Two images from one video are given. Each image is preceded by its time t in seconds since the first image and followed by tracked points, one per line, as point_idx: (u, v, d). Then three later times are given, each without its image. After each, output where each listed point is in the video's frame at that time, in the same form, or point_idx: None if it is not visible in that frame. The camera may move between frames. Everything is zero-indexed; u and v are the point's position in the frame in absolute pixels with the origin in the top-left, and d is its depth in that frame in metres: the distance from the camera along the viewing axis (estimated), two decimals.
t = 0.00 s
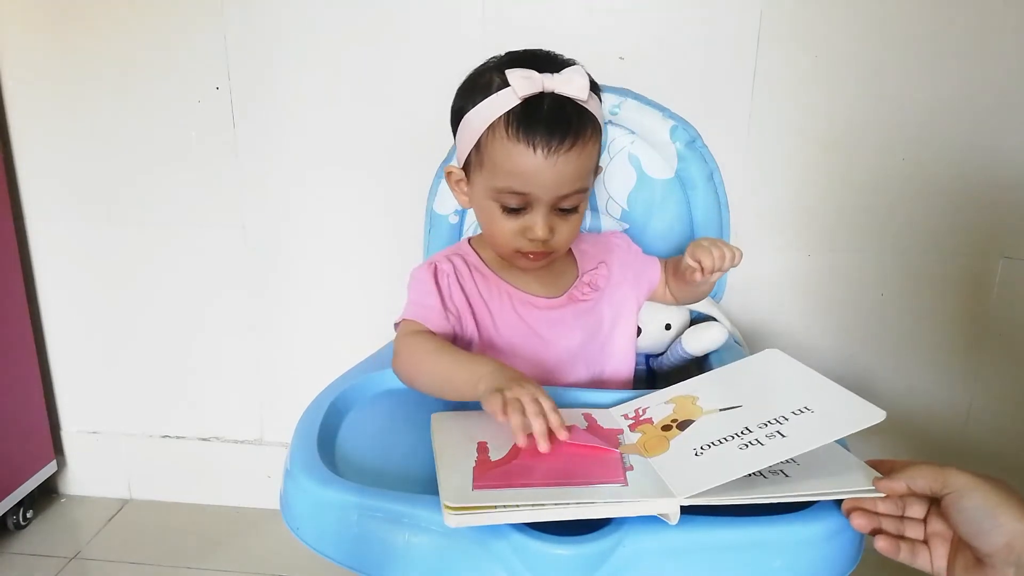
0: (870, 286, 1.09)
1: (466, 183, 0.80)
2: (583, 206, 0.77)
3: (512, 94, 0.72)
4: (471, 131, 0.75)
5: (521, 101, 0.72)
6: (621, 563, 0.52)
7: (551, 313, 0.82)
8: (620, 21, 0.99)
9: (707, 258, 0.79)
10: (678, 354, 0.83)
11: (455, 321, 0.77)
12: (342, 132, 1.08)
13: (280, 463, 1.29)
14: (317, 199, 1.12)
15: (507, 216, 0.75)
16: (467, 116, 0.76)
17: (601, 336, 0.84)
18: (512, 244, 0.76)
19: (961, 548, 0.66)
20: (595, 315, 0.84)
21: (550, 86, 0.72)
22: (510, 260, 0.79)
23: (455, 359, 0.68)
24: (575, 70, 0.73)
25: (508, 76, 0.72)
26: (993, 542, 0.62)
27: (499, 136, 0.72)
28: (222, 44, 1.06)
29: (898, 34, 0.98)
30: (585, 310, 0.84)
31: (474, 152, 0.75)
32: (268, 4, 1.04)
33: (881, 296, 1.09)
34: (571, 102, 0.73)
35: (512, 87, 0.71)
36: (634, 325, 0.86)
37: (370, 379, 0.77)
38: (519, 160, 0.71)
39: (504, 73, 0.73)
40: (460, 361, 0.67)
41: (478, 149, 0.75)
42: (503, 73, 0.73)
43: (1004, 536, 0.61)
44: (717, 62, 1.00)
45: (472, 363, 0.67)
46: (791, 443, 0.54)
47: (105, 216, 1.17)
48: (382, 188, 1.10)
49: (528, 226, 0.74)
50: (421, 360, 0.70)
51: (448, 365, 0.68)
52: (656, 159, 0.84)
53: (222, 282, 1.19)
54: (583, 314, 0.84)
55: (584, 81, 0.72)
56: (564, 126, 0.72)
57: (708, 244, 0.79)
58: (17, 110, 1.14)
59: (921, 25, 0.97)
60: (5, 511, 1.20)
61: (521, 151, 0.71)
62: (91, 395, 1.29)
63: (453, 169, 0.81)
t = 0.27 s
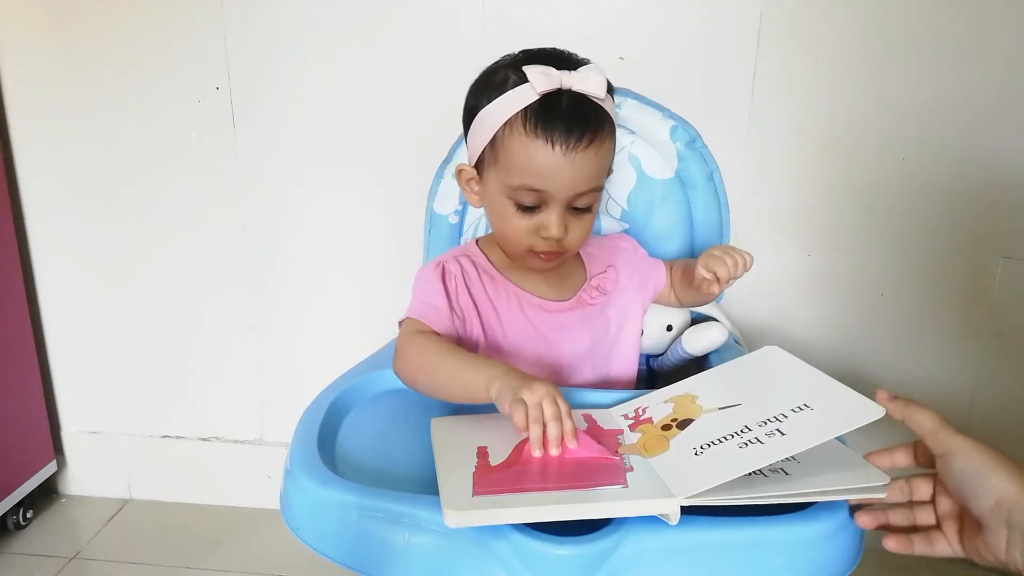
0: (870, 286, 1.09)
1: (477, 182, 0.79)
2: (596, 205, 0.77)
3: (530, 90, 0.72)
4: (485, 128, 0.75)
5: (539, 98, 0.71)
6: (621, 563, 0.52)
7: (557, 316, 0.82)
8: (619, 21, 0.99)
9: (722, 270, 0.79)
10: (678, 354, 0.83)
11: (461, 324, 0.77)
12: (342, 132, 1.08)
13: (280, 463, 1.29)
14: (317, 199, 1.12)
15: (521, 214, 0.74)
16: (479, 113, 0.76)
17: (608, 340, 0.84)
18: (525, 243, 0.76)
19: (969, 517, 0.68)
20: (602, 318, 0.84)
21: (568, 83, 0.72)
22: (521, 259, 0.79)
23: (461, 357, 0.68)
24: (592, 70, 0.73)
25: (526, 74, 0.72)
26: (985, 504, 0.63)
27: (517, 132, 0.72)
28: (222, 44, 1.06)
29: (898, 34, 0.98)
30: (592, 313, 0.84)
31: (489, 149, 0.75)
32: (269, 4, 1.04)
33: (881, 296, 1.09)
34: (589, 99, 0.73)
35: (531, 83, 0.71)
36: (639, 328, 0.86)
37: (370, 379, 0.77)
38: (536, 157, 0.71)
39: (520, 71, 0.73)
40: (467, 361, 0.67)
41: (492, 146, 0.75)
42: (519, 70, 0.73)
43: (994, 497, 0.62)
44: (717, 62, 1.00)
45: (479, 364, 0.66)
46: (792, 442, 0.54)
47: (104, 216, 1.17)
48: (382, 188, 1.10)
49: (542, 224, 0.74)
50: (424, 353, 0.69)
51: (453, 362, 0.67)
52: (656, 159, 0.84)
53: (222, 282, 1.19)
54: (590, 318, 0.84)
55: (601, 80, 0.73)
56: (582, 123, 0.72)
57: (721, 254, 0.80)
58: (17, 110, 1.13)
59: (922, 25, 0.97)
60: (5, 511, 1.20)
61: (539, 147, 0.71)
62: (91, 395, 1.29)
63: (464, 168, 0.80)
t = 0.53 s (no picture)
0: (870, 286, 1.09)
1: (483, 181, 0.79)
2: (601, 202, 0.77)
3: (534, 84, 0.72)
4: (489, 125, 0.75)
5: (542, 91, 0.72)
6: (621, 563, 0.52)
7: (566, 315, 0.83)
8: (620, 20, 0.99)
9: (739, 265, 0.79)
10: (678, 354, 0.83)
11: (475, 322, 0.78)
12: (342, 132, 1.08)
13: (280, 463, 1.29)
14: (317, 199, 1.12)
15: (526, 210, 0.74)
16: (485, 110, 0.76)
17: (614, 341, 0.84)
18: (531, 240, 0.75)
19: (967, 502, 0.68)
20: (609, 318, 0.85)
21: (571, 78, 0.72)
22: (527, 258, 0.79)
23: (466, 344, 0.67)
24: (596, 67, 0.74)
25: (530, 69, 0.72)
26: (979, 491, 0.63)
27: (520, 127, 0.72)
28: (222, 44, 1.06)
29: (898, 34, 0.98)
30: (599, 314, 0.84)
31: (492, 146, 0.75)
32: (269, 4, 1.04)
33: (881, 296, 1.09)
34: (592, 92, 0.73)
35: (534, 77, 0.72)
36: (642, 328, 0.86)
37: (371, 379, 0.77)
38: (540, 151, 0.71)
39: (524, 68, 0.73)
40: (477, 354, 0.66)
41: (496, 143, 0.75)
42: (523, 67, 0.74)
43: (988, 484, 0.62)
44: (717, 62, 1.00)
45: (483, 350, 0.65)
46: (793, 439, 0.54)
47: (104, 216, 1.17)
48: (381, 188, 1.10)
49: (547, 220, 0.73)
50: (432, 341, 0.69)
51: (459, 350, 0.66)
52: (656, 159, 0.84)
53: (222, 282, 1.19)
54: (598, 318, 0.84)
55: (604, 75, 0.73)
56: (585, 116, 0.72)
57: (738, 250, 0.80)
58: (18, 110, 1.14)
59: (922, 25, 0.97)
60: (5, 511, 1.20)
61: (543, 141, 0.71)
62: (91, 395, 1.29)
63: (470, 167, 0.81)
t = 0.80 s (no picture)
0: (870, 286, 1.09)
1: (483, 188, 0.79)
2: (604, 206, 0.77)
3: (532, 90, 0.71)
4: (488, 130, 0.74)
5: (541, 98, 0.71)
6: (621, 563, 0.52)
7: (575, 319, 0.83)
8: (620, 20, 0.99)
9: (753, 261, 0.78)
10: (678, 353, 0.83)
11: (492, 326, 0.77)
12: (342, 132, 1.08)
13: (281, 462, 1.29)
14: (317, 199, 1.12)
15: (529, 217, 0.74)
16: (483, 115, 0.75)
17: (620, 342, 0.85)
18: (534, 246, 0.75)
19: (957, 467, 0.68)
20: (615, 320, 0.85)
21: (571, 82, 0.72)
22: (530, 264, 0.79)
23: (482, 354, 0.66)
24: (595, 68, 0.73)
25: (528, 74, 0.71)
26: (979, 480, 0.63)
27: (520, 134, 0.72)
28: (222, 44, 1.06)
29: (898, 34, 0.98)
30: (605, 317, 0.84)
31: (492, 153, 0.75)
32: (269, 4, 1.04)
33: (881, 296, 1.09)
34: (591, 96, 0.73)
35: (532, 83, 0.71)
36: (642, 328, 0.86)
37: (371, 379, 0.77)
38: (541, 158, 0.71)
39: (522, 73, 0.73)
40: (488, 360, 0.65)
41: (496, 150, 0.74)
42: (521, 71, 0.73)
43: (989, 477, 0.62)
44: (717, 62, 1.00)
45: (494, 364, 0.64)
46: (791, 440, 0.54)
47: (104, 216, 1.17)
48: (382, 188, 1.10)
49: (551, 226, 0.74)
50: (449, 347, 0.68)
51: (470, 362, 0.65)
52: (656, 159, 0.84)
53: (222, 282, 1.19)
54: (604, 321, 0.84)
55: (604, 77, 0.73)
56: (585, 122, 0.72)
57: (755, 249, 0.79)
58: (18, 110, 1.13)
59: (922, 25, 0.97)
60: (5, 511, 1.20)
61: (544, 148, 0.71)
62: (91, 395, 1.29)
63: (470, 174, 0.80)
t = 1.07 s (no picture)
0: (870, 286, 1.09)
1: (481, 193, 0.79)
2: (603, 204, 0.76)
3: (525, 92, 0.71)
4: (483, 134, 0.74)
5: (535, 99, 0.71)
6: (621, 563, 0.52)
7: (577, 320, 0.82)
8: (619, 20, 0.99)
9: (744, 278, 0.78)
10: (678, 353, 0.83)
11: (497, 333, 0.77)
12: (341, 133, 1.08)
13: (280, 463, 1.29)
14: (316, 199, 1.12)
15: (528, 219, 0.74)
16: (477, 120, 0.75)
17: (621, 343, 0.85)
18: (535, 248, 0.75)
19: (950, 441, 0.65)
20: (616, 321, 0.85)
21: (563, 81, 0.72)
22: (532, 267, 0.78)
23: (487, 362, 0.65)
24: (586, 65, 0.73)
25: (520, 76, 0.71)
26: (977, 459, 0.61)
27: (515, 137, 0.72)
28: (222, 44, 1.06)
29: (898, 34, 0.98)
30: (607, 317, 0.84)
31: (488, 157, 0.75)
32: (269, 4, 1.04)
33: (881, 296, 1.09)
34: (584, 94, 0.72)
35: (526, 84, 0.71)
36: (642, 327, 0.86)
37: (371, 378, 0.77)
38: (537, 159, 0.71)
39: (514, 75, 0.73)
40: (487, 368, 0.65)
41: (492, 153, 0.74)
42: (513, 74, 0.73)
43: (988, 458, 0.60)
44: (717, 62, 1.00)
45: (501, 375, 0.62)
46: (779, 423, 0.53)
47: (104, 216, 1.17)
48: (382, 189, 1.10)
49: (550, 227, 0.73)
50: (454, 353, 0.67)
51: (476, 370, 0.63)
52: (656, 159, 0.84)
53: (222, 282, 1.19)
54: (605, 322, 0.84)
55: (597, 75, 0.72)
56: (581, 121, 0.71)
57: (749, 263, 0.79)
58: (18, 110, 1.13)
59: (922, 25, 0.97)
60: (5, 511, 1.20)
61: (540, 149, 0.71)
62: (91, 395, 1.29)
63: (467, 179, 0.80)
